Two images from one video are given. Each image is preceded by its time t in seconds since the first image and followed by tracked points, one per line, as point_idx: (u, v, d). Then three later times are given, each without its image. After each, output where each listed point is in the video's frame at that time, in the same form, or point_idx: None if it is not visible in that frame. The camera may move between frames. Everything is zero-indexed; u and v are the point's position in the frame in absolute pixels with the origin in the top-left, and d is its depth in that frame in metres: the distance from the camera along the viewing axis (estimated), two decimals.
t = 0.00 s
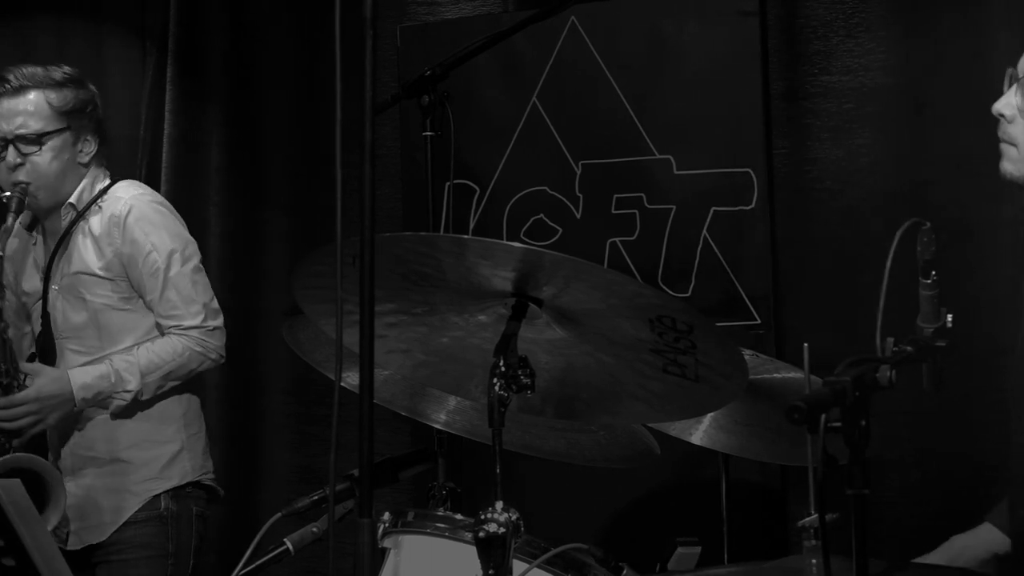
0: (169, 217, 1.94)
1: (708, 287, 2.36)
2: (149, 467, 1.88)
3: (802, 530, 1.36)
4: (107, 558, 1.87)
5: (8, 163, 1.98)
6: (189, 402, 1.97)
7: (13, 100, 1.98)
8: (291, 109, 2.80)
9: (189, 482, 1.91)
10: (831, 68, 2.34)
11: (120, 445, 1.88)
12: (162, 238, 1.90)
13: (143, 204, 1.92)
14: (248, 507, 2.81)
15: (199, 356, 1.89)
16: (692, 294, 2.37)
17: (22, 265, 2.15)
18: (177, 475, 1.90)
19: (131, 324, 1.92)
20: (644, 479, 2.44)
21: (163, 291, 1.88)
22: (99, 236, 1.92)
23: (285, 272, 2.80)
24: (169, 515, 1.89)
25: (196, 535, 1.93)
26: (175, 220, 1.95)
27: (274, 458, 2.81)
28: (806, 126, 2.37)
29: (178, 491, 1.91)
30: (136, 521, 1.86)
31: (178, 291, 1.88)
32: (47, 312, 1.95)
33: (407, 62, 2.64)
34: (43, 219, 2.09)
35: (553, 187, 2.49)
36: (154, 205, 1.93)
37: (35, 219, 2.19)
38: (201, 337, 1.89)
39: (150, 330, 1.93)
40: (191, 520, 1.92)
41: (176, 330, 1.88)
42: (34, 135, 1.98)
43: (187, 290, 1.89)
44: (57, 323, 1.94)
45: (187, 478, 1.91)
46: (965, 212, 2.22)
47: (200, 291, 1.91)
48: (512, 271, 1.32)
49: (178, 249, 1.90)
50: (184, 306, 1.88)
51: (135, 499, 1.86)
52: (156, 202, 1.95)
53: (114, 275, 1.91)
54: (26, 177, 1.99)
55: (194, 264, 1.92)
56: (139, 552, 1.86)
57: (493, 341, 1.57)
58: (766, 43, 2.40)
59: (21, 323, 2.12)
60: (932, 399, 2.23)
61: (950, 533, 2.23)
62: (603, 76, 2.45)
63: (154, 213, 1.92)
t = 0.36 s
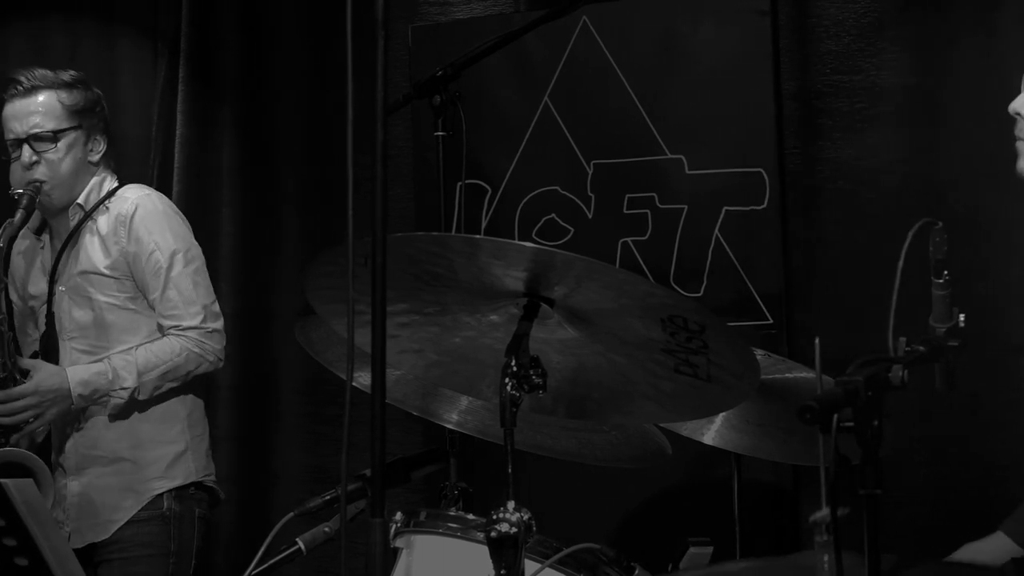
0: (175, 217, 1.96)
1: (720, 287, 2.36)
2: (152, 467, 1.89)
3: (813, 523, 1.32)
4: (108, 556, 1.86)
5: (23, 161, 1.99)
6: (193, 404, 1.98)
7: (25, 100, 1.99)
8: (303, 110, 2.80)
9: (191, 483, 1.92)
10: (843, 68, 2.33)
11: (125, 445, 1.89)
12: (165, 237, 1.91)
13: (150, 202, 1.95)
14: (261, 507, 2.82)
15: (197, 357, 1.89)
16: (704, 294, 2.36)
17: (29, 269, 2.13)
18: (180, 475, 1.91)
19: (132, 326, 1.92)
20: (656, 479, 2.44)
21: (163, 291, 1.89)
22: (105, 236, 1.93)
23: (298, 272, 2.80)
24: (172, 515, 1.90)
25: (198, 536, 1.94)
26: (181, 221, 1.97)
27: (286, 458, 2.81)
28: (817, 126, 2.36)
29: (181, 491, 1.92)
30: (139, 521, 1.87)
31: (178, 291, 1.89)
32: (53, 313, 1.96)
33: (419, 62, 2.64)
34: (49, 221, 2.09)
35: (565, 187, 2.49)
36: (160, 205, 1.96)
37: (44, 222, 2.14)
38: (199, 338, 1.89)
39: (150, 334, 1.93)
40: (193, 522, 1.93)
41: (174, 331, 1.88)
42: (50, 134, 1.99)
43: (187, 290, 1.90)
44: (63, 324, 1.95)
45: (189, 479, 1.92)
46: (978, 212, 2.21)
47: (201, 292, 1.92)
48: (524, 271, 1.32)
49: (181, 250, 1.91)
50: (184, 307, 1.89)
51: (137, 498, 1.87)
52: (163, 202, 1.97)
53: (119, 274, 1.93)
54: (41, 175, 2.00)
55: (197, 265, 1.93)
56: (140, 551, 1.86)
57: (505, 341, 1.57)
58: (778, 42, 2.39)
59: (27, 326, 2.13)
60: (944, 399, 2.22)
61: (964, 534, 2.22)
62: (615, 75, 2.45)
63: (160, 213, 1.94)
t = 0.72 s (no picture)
0: (179, 220, 1.97)
1: (731, 287, 2.35)
2: (163, 466, 1.89)
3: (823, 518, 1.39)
4: (119, 556, 1.87)
5: (25, 167, 2.00)
6: (200, 407, 1.99)
7: (26, 105, 2.01)
8: (314, 110, 2.80)
9: (202, 482, 1.93)
10: (854, 67, 2.32)
11: (135, 445, 1.89)
12: (165, 241, 1.92)
13: (155, 204, 1.96)
14: (272, 507, 2.82)
15: (187, 367, 1.88)
16: (715, 294, 2.36)
17: (33, 272, 2.12)
18: (191, 474, 1.91)
19: (129, 331, 1.93)
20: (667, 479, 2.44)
21: (157, 295, 1.90)
22: (111, 238, 1.95)
23: (308, 272, 2.81)
24: (182, 514, 1.90)
25: (209, 537, 1.94)
26: (185, 224, 1.98)
27: (297, 458, 2.82)
28: (828, 126, 2.35)
29: (191, 491, 1.92)
30: (149, 520, 1.87)
31: (172, 296, 1.90)
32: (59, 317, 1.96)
33: (430, 62, 2.64)
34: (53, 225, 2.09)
35: (575, 187, 2.49)
36: (166, 207, 1.97)
37: (49, 225, 2.15)
38: (189, 347, 1.88)
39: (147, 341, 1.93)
40: (204, 522, 1.93)
41: (165, 338, 1.89)
42: (50, 138, 2.00)
43: (180, 295, 1.90)
44: (68, 326, 1.96)
45: (200, 478, 1.92)
46: (991, 211, 2.20)
47: (195, 298, 1.92)
48: (535, 271, 1.32)
49: (179, 254, 1.92)
50: (177, 313, 1.90)
51: (148, 498, 1.88)
52: (169, 204, 1.98)
53: (123, 276, 1.94)
54: (42, 181, 2.00)
55: (194, 270, 1.94)
56: (151, 550, 1.87)
57: (516, 341, 1.57)
58: (789, 42, 2.38)
59: (34, 329, 2.14)
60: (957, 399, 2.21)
61: (976, 534, 2.21)
62: (626, 75, 2.45)
63: (164, 215, 1.95)
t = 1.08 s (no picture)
0: (190, 218, 1.97)
1: (742, 287, 2.34)
2: (174, 465, 1.90)
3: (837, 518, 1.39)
4: (129, 556, 1.87)
5: (37, 170, 2.00)
6: (210, 406, 1.99)
7: (34, 108, 2.01)
8: (325, 110, 2.81)
9: (212, 480, 1.93)
10: (865, 67, 2.31)
11: (145, 444, 1.90)
12: (178, 239, 1.93)
13: (166, 203, 1.96)
14: (284, 506, 2.83)
15: (205, 363, 1.89)
16: (726, 294, 2.35)
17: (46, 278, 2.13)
18: (201, 473, 1.92)
19: (144, 329, 1.94)
20: (679, 479, 2.43)
21: (172, 293, 1.90)
22: (122, 238, 1.95)
23: (320, 272, 2.81)
24: (192, 515, 1.91)
25: (217, 535, 1.95)
26: (196, 222, 1.99)
27: (308, 457, 2.82)
28: (839, 126, 2.34)
29: (201, 490, 1.93)
30: (159, 520, 1.88)
31: (188, 293, 1.90)
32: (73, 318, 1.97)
33: (441, 62, 2.64)
34: (64, 227, 2.09)
35: (586, 187, 2.49)
36: (176, 206, 1.97)
37: (57, 228, 2.15)
38: (206, 343, 1.89)
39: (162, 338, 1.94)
40: (213, 521, 1.94)
41: (182, 335, 1.89)
42: (62, 140, 2.01)
43: (196, 292, 1.91)
44: (82, 326, 1.96)
45: (210, 476, 1.93)
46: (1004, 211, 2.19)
47: (210, 294, 1.93)
48: (546, 271, 1.32)
49: (193, 252, 1.93)
50: (193, 310, 1.90)
51: (159, 497, 1.88)
52: (179, 203, 1.99)
53: (135, 275, 1.95)
54: (56, 183, 2.01)
55: (208, 267, 1.95)
56: (161, 550, 1.87)
57: (527, 341, 1.57)
58: (800, 43, 2.37)
59: (46, 334, 2.14)
60: (969, 399, 2.20)
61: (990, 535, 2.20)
62: (637, 74, 2.44)
63: (175, 214, 1.95)
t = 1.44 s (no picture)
0: (205, 220, 1.98)
1: (753, 286, 2.34)
2: (186, 466, 1.91)
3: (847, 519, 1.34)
4: (141, 557, 1.88)
5: (55, 171, 2.01)
6: (223, 407, 2.00)
7: (50, 109, 2.02)
8: (335, 111, 2.81)
9: (225, 482, 1.94)
10: (876, 67, 2.30)
11: (159, 446, 1.90)
12: (194, 239, 1.93)
13: (182, 205, 1.97)
14: (295, 505, 2.83)
15: (221, 363, 1.90)
16: (737, 293, 2.35)
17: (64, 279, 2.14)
18: (214, 475, 1.93)
19: (161, 329, 1.94)
20: (690, 479, 2.43)
21: (190, 293, 1.91)
22: (138, 239, 1.96)
23: (330, 272, 2.82)
24: (204, 516, 1.92)
25: (229, 535, 1.96)
26: (212, 223, 2.00)
27: (319, 457, 2.83)
28: (851, 126, 2.33)
29: (213, 492, 1.93)
30: (172, 522, 1.89)
31: (205, 294, 1.91)
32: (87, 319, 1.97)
33: (451, 62, 2.65)
34: (79, 228, 2.10)
35: (597, 186, 2.48)
36: (192, 207, 1.98)
37: (72, 229, 2.16)
38: (223, 343, 1.90)
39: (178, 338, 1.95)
40: (225, 521, 1.94)
41: (199, 335, 1.90)
42: (79, 140, 2.02)
43: (213, 292, 1.91)
44: (96, 327, 1.97)
45: (223, 478, 1.94)
46: (1015, 210, 2.18)
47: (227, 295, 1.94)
48: (556, 271, 1.32)
49: (209, 252, 1.94)
50: (210, 310, 1.91)
51: (172, 498, 1.89)
52: (195, 204, 2.00)
53: (151, 276, 1.95)
54: (73, 183, 2.02)
55: (224, 267, 1.95)
56: (173, 551, 1.88)
57: (537, 340, 1.57)
58: (811, 42, 2.36)
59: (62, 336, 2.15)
60: (981, 399, 2.19)
61: (1002, 535, 2.19)
62: (647, 74, 2.44)
63: (190, 215, 1.96)
